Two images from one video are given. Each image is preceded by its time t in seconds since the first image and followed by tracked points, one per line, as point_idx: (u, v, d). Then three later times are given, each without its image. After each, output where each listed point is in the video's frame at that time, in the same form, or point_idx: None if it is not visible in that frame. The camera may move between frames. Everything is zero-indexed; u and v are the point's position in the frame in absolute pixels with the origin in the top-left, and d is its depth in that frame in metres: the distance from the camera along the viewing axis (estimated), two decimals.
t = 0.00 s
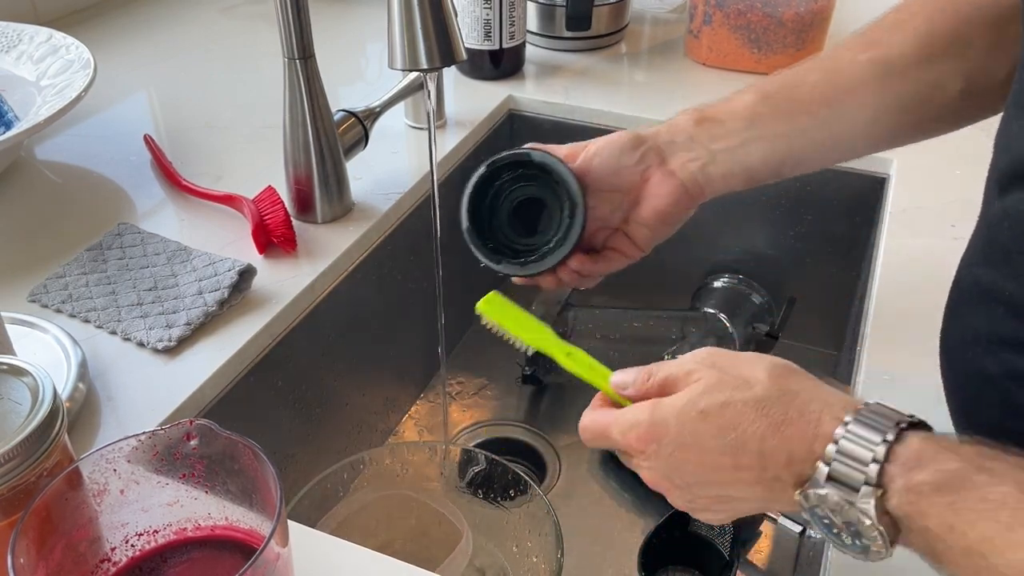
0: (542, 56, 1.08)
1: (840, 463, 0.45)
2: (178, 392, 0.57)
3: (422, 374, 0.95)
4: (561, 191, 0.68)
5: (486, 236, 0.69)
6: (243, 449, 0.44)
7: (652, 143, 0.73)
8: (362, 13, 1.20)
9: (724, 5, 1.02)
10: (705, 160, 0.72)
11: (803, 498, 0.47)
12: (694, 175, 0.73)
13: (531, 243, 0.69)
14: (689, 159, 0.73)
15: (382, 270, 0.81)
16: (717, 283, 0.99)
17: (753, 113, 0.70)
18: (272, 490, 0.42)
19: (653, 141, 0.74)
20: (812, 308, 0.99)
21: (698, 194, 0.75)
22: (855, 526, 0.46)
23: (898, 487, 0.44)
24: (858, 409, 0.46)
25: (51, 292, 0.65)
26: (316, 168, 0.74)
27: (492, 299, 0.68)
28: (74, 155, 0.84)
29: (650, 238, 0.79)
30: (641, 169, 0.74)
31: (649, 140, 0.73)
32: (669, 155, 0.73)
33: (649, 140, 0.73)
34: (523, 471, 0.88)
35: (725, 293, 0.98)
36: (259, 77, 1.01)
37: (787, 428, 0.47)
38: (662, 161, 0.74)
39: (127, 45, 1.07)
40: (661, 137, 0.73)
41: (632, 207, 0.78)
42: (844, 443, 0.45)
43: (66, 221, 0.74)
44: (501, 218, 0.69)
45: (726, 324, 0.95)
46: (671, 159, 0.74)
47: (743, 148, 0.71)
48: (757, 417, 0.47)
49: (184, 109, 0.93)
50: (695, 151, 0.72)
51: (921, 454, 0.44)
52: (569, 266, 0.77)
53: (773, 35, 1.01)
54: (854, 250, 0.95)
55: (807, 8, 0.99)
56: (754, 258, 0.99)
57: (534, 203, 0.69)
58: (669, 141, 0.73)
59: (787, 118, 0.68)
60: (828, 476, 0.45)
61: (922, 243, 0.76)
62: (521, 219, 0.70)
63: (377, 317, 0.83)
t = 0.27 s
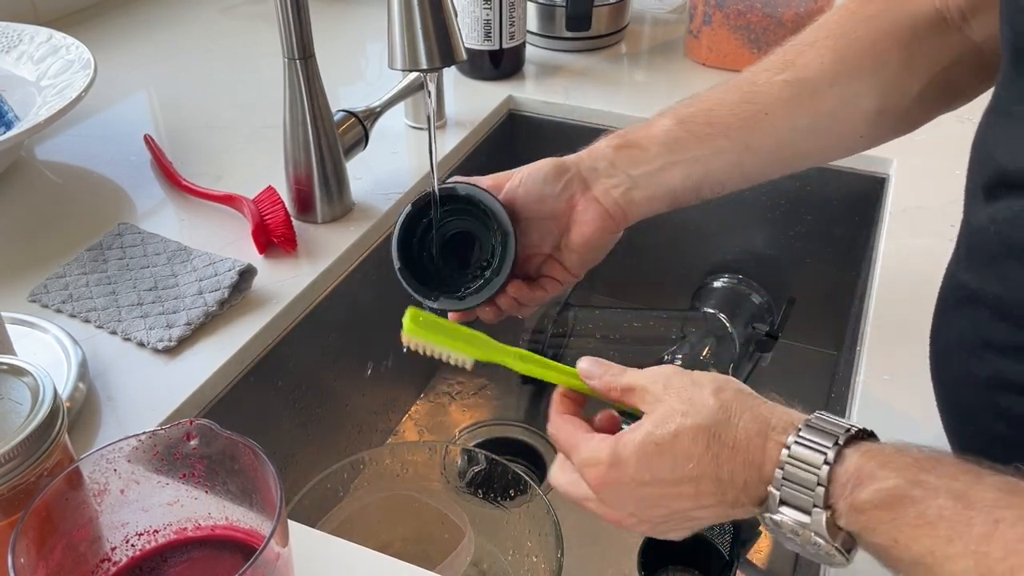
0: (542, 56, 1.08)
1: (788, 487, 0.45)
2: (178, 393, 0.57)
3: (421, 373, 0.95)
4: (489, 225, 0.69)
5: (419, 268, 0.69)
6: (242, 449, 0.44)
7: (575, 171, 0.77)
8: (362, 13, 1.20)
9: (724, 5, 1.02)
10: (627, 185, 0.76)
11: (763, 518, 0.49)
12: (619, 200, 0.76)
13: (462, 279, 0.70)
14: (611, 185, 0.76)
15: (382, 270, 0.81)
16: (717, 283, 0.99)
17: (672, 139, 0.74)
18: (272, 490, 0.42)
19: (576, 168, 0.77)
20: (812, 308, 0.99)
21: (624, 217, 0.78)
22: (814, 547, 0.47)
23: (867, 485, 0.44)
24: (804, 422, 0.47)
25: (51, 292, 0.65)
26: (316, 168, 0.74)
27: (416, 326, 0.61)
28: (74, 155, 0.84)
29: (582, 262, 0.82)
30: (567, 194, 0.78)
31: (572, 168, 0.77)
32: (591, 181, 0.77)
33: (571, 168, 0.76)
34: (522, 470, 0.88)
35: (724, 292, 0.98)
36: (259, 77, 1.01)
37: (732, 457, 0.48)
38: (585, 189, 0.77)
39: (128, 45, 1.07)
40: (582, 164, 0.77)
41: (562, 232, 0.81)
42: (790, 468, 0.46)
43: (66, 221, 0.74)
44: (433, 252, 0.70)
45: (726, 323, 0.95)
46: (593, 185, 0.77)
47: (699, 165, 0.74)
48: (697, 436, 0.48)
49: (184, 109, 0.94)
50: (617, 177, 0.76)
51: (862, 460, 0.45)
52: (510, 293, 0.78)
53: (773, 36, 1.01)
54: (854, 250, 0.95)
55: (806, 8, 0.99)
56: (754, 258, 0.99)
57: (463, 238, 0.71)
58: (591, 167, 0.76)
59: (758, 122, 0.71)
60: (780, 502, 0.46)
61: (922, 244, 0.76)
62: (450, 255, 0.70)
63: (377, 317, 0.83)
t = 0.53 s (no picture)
0: (542, 56, 1.08)
1: (653, 385, 0.50)
2: (178, 393, 0.57)
3: (421, 373, 0.95)
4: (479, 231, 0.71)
5: (407, 271, 0.69)
6: (242, 449, 0.44)
7: (567, 178, 0.77)
8: (362, 13, 1.20)
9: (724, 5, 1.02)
10: (619, 194, 0.77)
11: (617, 420, 0.53)
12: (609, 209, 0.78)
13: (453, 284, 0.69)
14: (603, 193, 0.77)
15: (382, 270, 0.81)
16: (717, 283, 0.99)
17: (664, 145, 0.75)
18: (272, 490, 0.42)
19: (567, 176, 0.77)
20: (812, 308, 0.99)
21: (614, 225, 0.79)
22: (657, 447, 0.50)
23: (726, 388, 0.49)
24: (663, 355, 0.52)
25: (51, 292, 0.65)
26: (316, 168, 0.74)
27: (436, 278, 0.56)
28: (74, 155, 0.84)
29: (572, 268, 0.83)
30: (559, 202, 0.78)
31: (564, 175, 0.77)
32: (584, 189, 0.78)
33: (563, 175, 0.77)
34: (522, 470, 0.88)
35: (725, 292, 0.98)
36: (259, 77, 1.01)
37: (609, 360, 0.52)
38: (577, 197, 0.78)
39: (128, 45, 1.07)
40: (574, 172, 0.77)
41: (553, 237, 0.81)
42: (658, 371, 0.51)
43: (66, 221, 0.74)
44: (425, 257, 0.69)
45: (726, 324, 0.95)
46: (585, 194, 0.78)
47: (691, 171, 0.75)
48: (596, 332, 0.52)
49: (184, 109, 0.94)
50: (610, 186, 0.77)
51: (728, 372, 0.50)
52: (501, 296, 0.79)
53: (773, 35, 1.01)
54: (854, 250, 0.95)
55: (806, 8, 0.99)
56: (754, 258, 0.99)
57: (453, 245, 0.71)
58: (583, 175, 0.77)
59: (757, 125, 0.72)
60: (641, 398, 0.50)
61: (921, 244, 0.76)
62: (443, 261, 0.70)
63: (377, 317, 0.83)
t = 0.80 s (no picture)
0: (542, 56, 1.08)
1: (593, 351, 0.55)
2: (178, 393, 0.57)
3: (421, 373, 0.95)
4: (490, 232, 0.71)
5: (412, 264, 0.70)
6: (242, 449, 0.44)
7: (571, 175, 0.77)
8: (362, 12, 1.20)
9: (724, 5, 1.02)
10: (624, 191, 0.77)
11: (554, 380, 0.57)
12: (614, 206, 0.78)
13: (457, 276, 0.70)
14: (608, 191, 0.77)
15: (383, 270, 0.81)
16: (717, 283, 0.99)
17: (670, 145, 0.75)
18: (272, 490, 0.42)
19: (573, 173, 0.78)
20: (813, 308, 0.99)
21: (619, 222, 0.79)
22: (589, 403, 0.54)
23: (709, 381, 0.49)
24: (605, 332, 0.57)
25: (51, 292, 0.65)
26: (315, 168, 0.73)
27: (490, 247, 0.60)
28: (75, 155, 0.84)
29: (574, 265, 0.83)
30: (563, 197, 0.79)
31: (570, 172, 0.77)
32: (589, 187, 0.78)
33: (568, 172, 0.77)
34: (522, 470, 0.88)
35: (725, 292, 0.98)
36: (259, 77, 1.01)
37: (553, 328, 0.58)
38: (583, 194, 0.78)
39: (127, 45, 1.07)
40: (579, 170, 0.77)
41: (557, 233, 0.81)
42: (599, 341, 0.56)
43: (66, 221, 0.74)
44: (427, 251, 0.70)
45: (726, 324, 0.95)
46: (591, 191, 0.78)
47: (698, 169, 0.75)
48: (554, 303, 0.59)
49: (184, 109, 0.93)
50: (615, 184, 0.77)
51: (681, 356, 0.53)
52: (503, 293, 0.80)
53: (773, 35, 1.01)
54: (855, 250, 0.95)
55: (807, 8, 0.99)
56: (754, 258, 0.99)
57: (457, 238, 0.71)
58: (587, 171, 0.77)
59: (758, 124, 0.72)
60: (581, 359, 0.55)
61: (922, 244, 0.76)
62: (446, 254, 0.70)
63: (377, 317, 0.83)
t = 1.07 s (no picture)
0: (542, 56, 1.08)
1: (616, 329, 0.55)
2: (178, 393, 0.57)
3: (421, 373, 0.95)
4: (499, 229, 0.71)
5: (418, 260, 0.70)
6: (242, 449, 0.44)
7: (579, 177, 0.77)
8: (361, 13, 1.20)
9: (724, 5, 1.02)
10: (631, 194, 0.77)
11: (574, 353, 0.57)
12: (620, 210, 0.78)
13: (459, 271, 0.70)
14: (615, 193, 0.77)
15: (382, 270, 0.81)
16: (717, 283, 0.99)
17: (678, 147, 0.75)
18: (272, 490, 0.42)
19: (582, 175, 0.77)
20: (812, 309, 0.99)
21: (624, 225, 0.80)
22: (608, 376, 0.54)
23: (738, 372, 0.49)
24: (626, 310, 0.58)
25: (51, 292, 0.65)
26: (316, 168, 0.73)
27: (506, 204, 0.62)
28: (75, 155, 0.84)
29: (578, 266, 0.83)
30: (571, 200, 0.78)
31: (578, 174, 0.77)
32: (595, 190, 0.78)
33: (576, 174, 0.77)
34: (522, 471, 0.88)
35: (724, 292, 0.98)
36: (259, 77, 1.01)
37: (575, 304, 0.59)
38: (590, 198, 0.78)
39: (127, 45, 1.07)
40: (587, 172, 0.77)
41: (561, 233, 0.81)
42: (621, 320, 0.56)
43: (66, 221, 0.74)
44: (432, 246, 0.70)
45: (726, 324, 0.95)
46: (597, 195, 0.78)
47: (704, 172, 0.75)
48: (574, 279, 0.60)
49: (184, 109, 0.93)
50: (623, 186, 0.77)
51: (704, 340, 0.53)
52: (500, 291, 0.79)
53: (773, 36, 1.01)
54: (855, 250, 0.95)
55: (807, 8, 0.99)
56: (754, 258, 0.99)
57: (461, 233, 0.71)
58: (595, 174, 0.77)
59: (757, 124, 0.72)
60: (603, 334, 0.55)
61: (921, 243, 0.76)
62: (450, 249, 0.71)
63: (377, 316, 0.82)
